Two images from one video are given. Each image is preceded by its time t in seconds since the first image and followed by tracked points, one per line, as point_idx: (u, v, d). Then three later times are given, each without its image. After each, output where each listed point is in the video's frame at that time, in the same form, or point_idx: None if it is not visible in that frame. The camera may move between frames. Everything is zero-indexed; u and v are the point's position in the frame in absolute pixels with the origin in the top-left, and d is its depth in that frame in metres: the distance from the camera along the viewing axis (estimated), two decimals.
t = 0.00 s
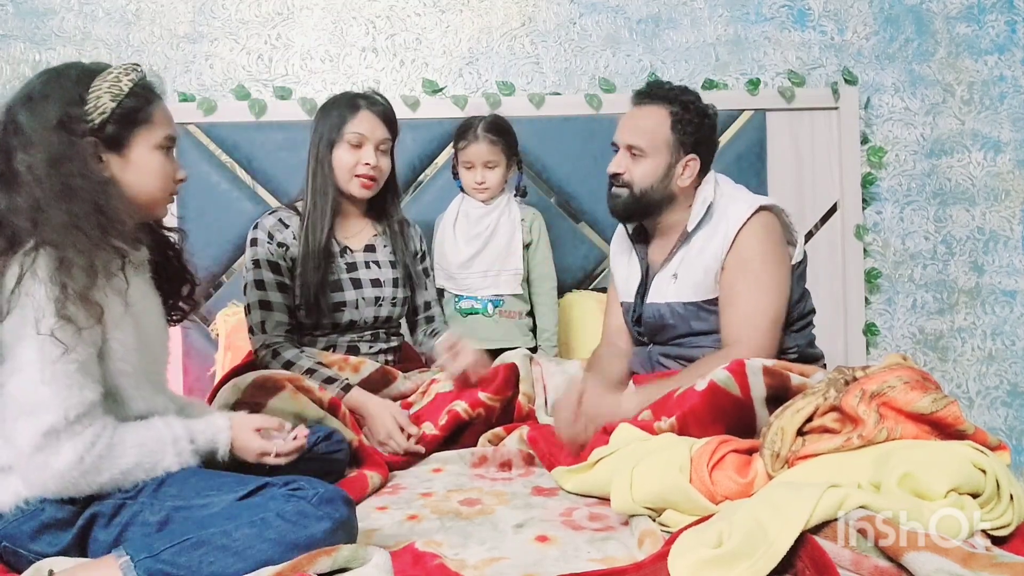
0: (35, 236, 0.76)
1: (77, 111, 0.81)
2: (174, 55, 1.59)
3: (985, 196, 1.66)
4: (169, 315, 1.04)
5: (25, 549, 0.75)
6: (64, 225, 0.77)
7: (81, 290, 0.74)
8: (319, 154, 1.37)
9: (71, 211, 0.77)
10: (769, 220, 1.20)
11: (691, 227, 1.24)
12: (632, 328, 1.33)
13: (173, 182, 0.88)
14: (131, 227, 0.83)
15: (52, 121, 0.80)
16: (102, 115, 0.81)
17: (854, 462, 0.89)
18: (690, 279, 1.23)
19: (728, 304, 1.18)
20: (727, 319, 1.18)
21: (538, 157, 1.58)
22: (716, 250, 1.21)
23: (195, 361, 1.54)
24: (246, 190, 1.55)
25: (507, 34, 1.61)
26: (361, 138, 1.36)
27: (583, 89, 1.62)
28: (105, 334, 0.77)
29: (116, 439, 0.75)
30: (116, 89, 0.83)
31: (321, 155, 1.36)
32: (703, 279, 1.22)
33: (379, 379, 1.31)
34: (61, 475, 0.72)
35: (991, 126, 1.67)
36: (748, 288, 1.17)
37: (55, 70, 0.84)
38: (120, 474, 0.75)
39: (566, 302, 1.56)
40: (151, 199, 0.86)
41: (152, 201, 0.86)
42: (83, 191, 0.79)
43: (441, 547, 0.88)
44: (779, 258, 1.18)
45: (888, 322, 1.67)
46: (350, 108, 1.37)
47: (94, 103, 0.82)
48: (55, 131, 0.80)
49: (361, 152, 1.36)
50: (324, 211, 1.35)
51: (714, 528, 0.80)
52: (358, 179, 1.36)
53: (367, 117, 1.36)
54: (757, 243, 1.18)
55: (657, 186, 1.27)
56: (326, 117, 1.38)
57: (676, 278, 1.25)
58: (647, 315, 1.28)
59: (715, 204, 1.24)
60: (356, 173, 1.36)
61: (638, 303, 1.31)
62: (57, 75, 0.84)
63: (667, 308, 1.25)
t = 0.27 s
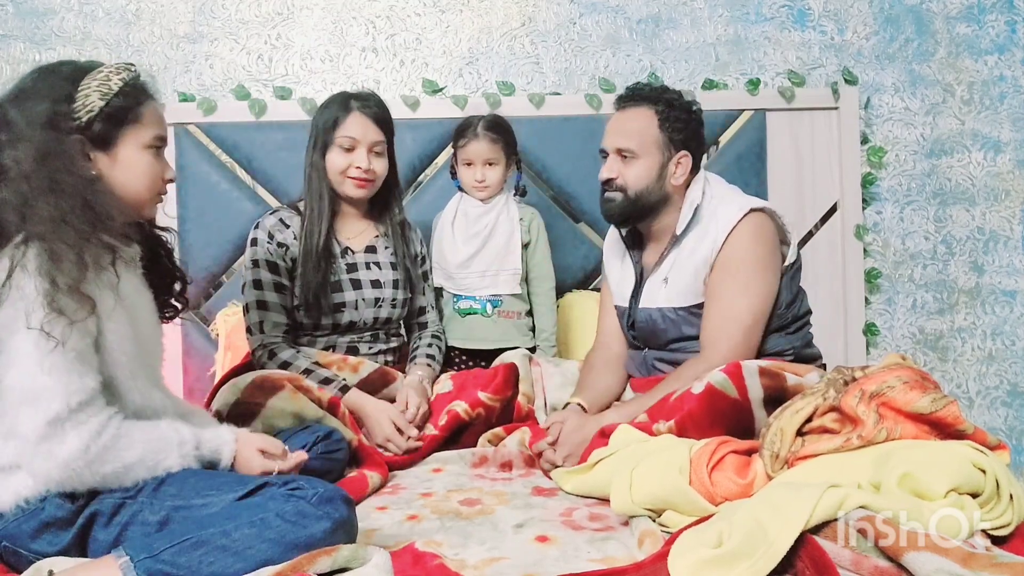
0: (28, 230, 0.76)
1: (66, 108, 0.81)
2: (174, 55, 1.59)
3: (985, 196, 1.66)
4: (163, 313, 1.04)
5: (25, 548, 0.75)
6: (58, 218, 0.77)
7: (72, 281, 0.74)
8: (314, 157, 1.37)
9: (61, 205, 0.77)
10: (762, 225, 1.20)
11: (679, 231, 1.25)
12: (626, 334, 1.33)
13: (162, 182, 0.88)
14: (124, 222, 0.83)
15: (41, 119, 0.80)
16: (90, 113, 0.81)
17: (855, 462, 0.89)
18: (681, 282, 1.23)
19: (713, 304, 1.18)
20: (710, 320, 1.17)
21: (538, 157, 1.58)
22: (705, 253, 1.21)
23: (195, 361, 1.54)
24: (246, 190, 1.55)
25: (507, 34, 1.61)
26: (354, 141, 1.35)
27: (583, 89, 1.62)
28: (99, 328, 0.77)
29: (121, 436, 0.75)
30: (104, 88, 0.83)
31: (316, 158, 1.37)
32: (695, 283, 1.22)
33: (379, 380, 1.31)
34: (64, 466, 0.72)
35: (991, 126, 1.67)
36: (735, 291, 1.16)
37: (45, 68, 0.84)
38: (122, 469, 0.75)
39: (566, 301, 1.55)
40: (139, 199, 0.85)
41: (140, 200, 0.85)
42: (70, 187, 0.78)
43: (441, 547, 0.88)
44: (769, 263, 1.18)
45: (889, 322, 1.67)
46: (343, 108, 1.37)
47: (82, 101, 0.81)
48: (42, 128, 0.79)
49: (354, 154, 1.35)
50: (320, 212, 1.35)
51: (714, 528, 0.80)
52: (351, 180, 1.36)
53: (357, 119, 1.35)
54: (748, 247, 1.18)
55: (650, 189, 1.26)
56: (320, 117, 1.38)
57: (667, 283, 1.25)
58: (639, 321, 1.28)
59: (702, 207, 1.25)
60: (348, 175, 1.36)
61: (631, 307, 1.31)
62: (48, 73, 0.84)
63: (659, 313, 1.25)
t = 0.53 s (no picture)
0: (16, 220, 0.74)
1: (41, 104, 0.81)
2: (174, 55, 1.59)
3: (985, 196, 1.67)
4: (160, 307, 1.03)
5: (27, 547, 0.75)
6: (54, 209, 0.75)
7: (72, 264, 0.73)
8: (310, 160, 1.37)
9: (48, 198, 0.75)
10: (760, 225, 1.19)
11: (678, 235, 1.25)
12: (625, 338, 1.34)
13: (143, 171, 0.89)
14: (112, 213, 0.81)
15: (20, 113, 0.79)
16: (67, 106, 0.81)
17: (855, 462, 0.89)
18: (678, 285, 1.23)
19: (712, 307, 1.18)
20: (709, 322, 1.18)
21: (538, 157, 1.58)
22: (702, 256, 1.21)
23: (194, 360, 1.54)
24: (246, 190, 1.55)
25: (507, 34, 1.61)
26: (345, 144, 1.35)
27: (583, 89, 1.62)
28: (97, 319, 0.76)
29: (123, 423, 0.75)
30: (80, 82, 0.83)
31: (312, 161, 1.37)
32: (690, 286, 1.22)
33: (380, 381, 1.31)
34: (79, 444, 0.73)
35: (991, 126, 1.67)
36: (734, 294, 1.16)
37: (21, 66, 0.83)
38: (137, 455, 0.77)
39: (566, 302, 1.56)
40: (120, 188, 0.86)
41: (123, 191, 0.86)
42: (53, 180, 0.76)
43: (441, 547, 0.88)
44: (767, 264, 1.18)
45: (889, 322, 1.67)
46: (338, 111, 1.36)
47: (58, 96, 0.81)
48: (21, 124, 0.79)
49: (347, 156, 1.35)
50: (318, 213, 1.35)
51: (714, 528, 0.80)
52: (344, 181, 1.36)
53: (350, 121, 1.35)
54: (746, 248, 1.18)
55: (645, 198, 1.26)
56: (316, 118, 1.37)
57: (665, 287, 1.25)
58: (638, 324, 1.28)
59: (701, 210, 1.24)
60: (341, 176, 1.36)
61: (630, 311, 1.31)
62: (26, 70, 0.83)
63: (657, 317, 1.25)
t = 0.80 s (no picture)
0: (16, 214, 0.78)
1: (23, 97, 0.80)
2: (174, 55, 1.59)
3: (985, 196, 1.67)
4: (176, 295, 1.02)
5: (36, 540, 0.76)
6: (57, 197, 0.78)
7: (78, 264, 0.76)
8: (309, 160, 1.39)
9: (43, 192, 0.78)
10: (757, 229, 1.19)
11: (672, 236, 1.25)
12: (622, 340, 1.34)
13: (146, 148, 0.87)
14: (115, 195, 0.83)
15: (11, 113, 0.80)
16: (52, 93, 0.80)
17: (854, 462, 0.89)
18: (672, 288, 1.23)
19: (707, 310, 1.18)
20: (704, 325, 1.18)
21: (538, 157, 1.58)
22: (698, 258, 1.21)
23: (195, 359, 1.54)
24: (246, 190, 1.55)
25: (507, 34, 1.61)
26: (345, 137, 1.35)
27: (583, 89, 1.61)
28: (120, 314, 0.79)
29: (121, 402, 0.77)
30: (59, 66, 0.82)
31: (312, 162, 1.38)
32: (687, 288, 1.22)
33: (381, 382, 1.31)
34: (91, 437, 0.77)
35: (991, 126, 1.67)
36: (728, 297, 1.16)
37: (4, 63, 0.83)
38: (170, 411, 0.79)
39: (564, 302, 1.56)
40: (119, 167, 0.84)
41: (132, 168, 0.86)
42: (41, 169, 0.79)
43: (441, 546, 0.88)
44: (764, 268, 1.18)
45: (889, 322, 1.67)
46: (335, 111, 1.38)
47: (43, 85, 0.81)
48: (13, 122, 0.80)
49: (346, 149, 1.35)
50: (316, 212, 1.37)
51: (714, 528, 0.81)
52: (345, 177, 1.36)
53: (349, 115, 1.35)
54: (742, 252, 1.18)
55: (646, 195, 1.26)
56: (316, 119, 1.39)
57: (661, 288, 1.25)
58: (635, 326, 1.29)
59: (696, 211, 1.25)
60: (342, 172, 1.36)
61: (626, 313, 1.31)
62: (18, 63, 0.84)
63: (653, 318, 1.26)
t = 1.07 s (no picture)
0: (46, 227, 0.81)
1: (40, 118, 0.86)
2: (174, 55, 1.58)
3: (984, 196, 1.67)
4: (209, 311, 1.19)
5: (36, 544, 0.79)
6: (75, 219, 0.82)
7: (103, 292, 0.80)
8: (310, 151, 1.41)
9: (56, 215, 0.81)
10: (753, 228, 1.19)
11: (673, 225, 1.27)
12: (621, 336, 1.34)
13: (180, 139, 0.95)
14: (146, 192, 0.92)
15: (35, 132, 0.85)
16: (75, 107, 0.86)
17: (854, 462, 0.89)
18: (671, 276, 1.24)
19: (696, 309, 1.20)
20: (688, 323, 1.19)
21: (538, 156, 1.58)
22: (694, 247, 1.22)
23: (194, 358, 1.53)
24: (246, 190, 1.55)
25: (507, 34, 1.60)
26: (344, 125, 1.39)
27: (583, 90, 1.61)
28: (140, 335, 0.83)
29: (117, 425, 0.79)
30: (75, 74, 0.87)
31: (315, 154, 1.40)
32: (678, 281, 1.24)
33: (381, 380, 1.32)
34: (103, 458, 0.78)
35: (990, 126, 1.67)
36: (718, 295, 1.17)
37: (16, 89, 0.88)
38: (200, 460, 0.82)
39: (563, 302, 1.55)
40: (153, 166, 0.92)
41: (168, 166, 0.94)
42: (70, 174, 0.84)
43: (441, 546, 0.88)
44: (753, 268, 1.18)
45: (889, 322, 1.67)
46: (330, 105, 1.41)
47: (66, 100, 0.86)
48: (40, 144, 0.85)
49: (347, 138, 1.39)
50: (315, 203, 1.40)
51: (714, 528, 0.81)
52: (350, 162, 1.39)
53: (347, 107, 1.40)
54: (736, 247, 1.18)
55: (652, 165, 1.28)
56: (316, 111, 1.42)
57: (658, 278, 1.26)
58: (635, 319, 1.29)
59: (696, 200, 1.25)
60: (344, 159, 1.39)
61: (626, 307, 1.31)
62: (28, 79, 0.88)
63: (650, 309, 1.26)
